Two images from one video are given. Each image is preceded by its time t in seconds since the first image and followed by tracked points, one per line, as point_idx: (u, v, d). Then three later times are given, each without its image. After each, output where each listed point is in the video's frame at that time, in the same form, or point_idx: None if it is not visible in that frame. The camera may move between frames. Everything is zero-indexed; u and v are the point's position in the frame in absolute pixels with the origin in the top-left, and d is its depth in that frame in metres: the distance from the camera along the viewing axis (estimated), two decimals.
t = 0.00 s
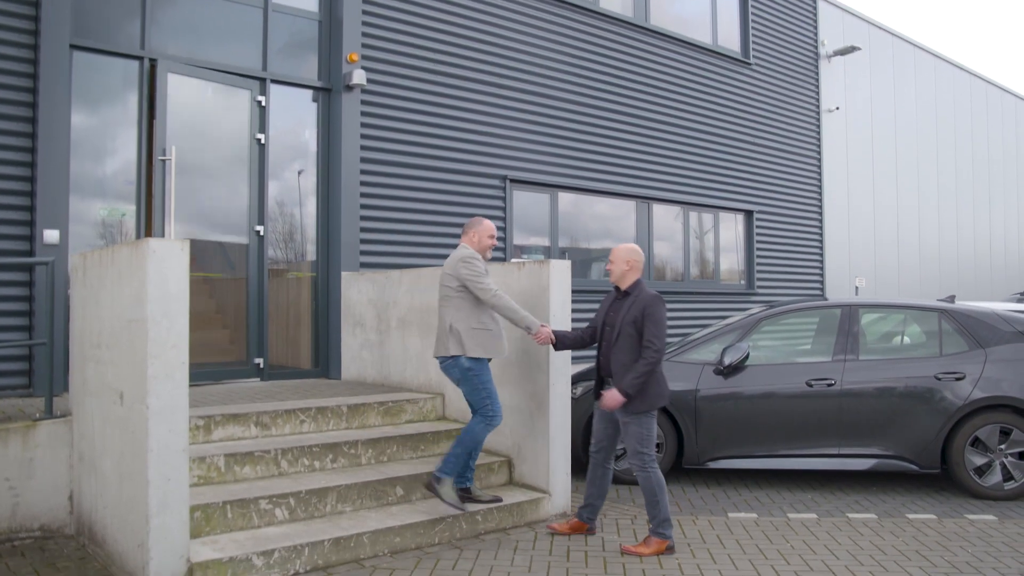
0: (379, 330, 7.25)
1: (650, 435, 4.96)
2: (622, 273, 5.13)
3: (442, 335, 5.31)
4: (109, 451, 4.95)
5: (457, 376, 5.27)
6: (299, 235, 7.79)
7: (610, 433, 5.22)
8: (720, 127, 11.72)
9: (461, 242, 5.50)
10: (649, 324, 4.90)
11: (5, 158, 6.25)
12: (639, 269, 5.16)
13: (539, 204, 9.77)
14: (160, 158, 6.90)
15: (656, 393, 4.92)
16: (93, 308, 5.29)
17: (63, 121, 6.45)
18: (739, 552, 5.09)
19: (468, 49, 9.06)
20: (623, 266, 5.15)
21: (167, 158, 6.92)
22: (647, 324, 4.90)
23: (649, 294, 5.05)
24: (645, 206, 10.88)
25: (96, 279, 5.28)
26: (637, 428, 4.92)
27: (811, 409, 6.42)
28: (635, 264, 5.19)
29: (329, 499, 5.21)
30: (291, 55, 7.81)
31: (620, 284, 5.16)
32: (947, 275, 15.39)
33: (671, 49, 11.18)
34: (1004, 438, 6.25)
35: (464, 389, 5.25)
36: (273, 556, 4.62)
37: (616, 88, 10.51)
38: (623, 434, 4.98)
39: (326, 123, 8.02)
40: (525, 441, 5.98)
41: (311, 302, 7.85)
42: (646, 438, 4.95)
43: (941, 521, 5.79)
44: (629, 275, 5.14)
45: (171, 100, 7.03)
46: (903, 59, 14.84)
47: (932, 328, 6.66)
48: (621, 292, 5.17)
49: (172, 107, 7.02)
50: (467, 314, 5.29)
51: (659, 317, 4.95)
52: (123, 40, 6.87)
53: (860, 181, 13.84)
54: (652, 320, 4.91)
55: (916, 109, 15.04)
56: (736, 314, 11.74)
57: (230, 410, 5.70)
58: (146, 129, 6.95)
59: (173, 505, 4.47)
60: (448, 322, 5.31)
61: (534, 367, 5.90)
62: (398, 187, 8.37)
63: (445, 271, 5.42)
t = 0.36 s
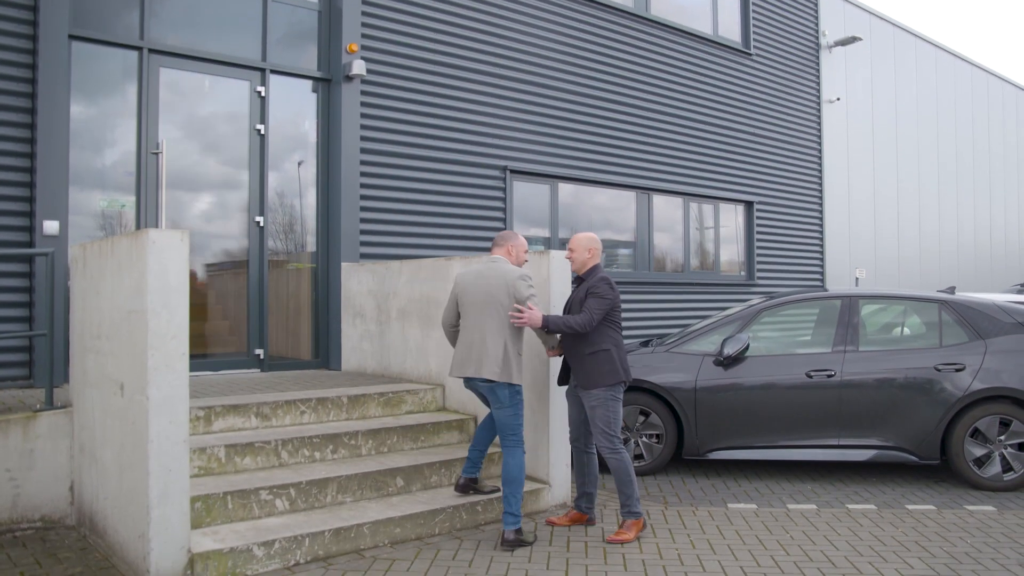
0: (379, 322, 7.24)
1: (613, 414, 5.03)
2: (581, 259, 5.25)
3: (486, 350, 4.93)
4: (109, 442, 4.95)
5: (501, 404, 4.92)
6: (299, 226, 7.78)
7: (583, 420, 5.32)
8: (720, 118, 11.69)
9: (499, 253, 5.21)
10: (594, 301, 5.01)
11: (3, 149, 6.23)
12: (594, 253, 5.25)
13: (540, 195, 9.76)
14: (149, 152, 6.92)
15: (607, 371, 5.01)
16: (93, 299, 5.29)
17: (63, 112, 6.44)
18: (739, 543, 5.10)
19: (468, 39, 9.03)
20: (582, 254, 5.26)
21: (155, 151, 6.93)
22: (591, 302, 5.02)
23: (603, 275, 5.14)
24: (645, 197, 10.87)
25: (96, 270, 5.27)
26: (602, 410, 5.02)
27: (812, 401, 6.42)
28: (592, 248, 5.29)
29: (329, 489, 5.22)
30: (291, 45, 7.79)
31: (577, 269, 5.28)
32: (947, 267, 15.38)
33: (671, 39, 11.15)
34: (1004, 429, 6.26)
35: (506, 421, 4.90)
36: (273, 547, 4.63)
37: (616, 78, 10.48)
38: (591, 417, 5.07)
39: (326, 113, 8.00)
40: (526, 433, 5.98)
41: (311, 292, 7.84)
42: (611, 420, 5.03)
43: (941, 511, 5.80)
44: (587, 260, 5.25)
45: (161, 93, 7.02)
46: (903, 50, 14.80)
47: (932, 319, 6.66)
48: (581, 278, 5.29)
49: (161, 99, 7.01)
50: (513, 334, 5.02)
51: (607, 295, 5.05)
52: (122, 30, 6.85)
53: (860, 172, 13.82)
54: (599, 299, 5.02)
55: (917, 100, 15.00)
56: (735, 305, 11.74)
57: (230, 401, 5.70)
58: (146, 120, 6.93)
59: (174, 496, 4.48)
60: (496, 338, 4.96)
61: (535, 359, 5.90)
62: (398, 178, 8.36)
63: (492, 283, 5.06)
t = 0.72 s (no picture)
0: (379, 320, 7.24)
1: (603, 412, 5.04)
2: (573, 258, 5.22)
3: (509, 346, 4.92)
4: (109, 441, 4.96)
5: (509, 402, 4.91)
6: (299, 224, 7.78)
7: (572, 418, 5.33)
8: (720, 116, 11.68)
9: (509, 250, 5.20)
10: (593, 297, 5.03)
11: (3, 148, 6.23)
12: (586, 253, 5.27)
13: (539, 193, 9.75)
14: (149, 151, 6.92)
15: (604, 371, 5.03)
16: (93, 297, 5.28)
17: (62, 110, 6.43)
18: (739, 541, 5.11)
19: (468, 37, 9.03)
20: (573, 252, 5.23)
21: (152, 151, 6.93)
22: (592, 300, 5.04)
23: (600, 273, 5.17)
24: (645, 196, 10.87)
25: (96, 269, 5.27)
26: (588, 406, 5.02)
27: (812, 399, 6.42)
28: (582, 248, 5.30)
29: (329, 488, 5.22)
30: (291, 44, 7.78)
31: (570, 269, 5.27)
32: (947, 265, 15.37)
33: (671, 38, 11.14)
34: (1004, 428, 6.25)
35: (512, 420, 4.90)
36: (273, 546, 4.63)
37: (616, 77, 10.47)
38: (579, 413, 5.08)
39: (326, 112, 8.00)
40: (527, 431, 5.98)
41: (311, 291, 7.84)
42: (598, 416, 5.03)
43: (941, 510, 5.80)
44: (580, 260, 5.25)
45: (161, 92, 7.03)
46: (904, 48, 14.79)
47: (932, 318, 6.66)
48: (572, 277, 5.28)
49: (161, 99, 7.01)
50: (530, 331, 5.03)
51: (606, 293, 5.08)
52: (121, 28, 6.85)
53: (860, 171, 13.82)
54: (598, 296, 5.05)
55: (917, 98, 14.99)
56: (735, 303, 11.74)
57: (230, 400, 5.70)
58: (145, 119, 6.92)
59: (175, 495, 4.48)
60: (517, 334, 4.95)
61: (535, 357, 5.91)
62: (398, 177, 8.35)
63: (508, 280, 5.04)
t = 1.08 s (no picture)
0: (380, 320, 7.23)
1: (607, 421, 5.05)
2: (571, 263, 5.22)
3: (511, 339, 4.93)
4: (109, 441, 4.96)
5: (504, 400, 4.93)
6: (299, 224, 7.78)
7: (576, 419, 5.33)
8: (721, 116, 11.68)
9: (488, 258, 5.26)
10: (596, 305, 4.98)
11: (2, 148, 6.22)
12: (583, 255, 5.24)
13: (540, 193, 9.76)
14: (149, 151, 6.92)
15: (608, 378, 5.02)
16: (93, 297, 5.29)
17: (63, 111, 6.43)
18: (739, 542, 5.11)
19: (467, 37, 9.02)
20: (571, 257, 5.24)
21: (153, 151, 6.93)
22: (593, 306, 5.00)
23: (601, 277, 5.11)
24: (645, 196, 10.87)
25: (96, 269, 5.26)
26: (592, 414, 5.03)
27: (812, 399, 6.42)
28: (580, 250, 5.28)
29: (329, 489, 5.22)
30: (290, 44, 7.78)
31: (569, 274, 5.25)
32: (947, 266, 15.38)
33: (671, 39, 11.14)
34: (1004, 428, 6.25)
35: (508, 419, 4.91)
36: (273, 546, 4.63)
37: (616, 77, 10.47)
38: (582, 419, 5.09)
39: (326, 112, 8.00)
40: (527, 431, 5.98)
41: (311, 292, 7.84)
42: (600, 423, 5.03)
43: (941, 511, 5.79)
44: (578, 263, 5.25)
45: (161, 93, 7.03)
46: (904, 49, 14.80)
47: (932, 318, 6.66)
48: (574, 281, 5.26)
49: (162, 99, 7.02)
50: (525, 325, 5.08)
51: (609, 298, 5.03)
52: (121, 29, 6.85)
53: (860, 172, 13.82)
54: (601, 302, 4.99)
55: (917, 98, 14.99)
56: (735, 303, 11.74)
57: (230, 401, 5.70)
58: (145, 119, 6.92)
59: (175, 495, 4.48)
60: (516, 328, 4.99)
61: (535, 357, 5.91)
62: (398, 177, 8.36)
63: (504, 275, 5.10)
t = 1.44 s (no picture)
0: (380, 320, 7.22)
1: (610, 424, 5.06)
2: (562, 266, 5.25)
3: (484, 323, 5.17)
4: (109, 441, 4.97)
5: (493, 382, 5.16)
6: (300, 225, 7.78)
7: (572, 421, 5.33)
8: (721, 117, 11.67)
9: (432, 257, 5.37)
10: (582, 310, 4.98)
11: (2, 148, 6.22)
12: (573, 255, 5.26)
13: (540, 194, 9.76)
14: (150, 152, 6.92)
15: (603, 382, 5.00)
16: (93, 298, 5.29)
17: (63, 111, 6.44)
18: (739, 542, 5.11)
19: (467, 37, 9.03)
20: (562, 260, 5.26)
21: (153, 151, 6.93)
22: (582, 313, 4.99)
23: (589, 281, 5.08)
24: (645, 196, 10.86)
25: (96, 269, 5.26)
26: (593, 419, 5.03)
27: (811, 400, 6.42)
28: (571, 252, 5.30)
29: (329, 489, 5.22)
30: (290, 44, 7.79)
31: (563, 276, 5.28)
32: (948, 266, 15.38)
33: (671, 39, 11.14)
34: (1004, 429, 6.25)
35: (497, 400, 5.14)
36: (273, 547, 4.62)
37: (616, 78, 10.46)
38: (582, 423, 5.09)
39: (327, 112, 8.00)
40: (526, 431, 5.99)
41: (311, 292, 7.84)
42: (601, 425, 5.03)
43: (941, 511, 5.79)
44: (570, 265, 5.27)
45: (162, 93, 7.03)
46: (905, 49, 14.80)
47: (933, 319, 6.66)
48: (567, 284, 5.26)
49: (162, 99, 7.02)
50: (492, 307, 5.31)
51: (595, 301, 5.01)
52: (122, 29, 6.85)
53: (860, 172, 13.82)
54: (587, 306, 4.98)
55: (918, 99, 14.99)
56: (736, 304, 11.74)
57: (230, 401, 5.70)
58: (145, 120, 6.92)
59: (175, 495, 4.48)
60: (485, 313, 5.22)
61: (535, 357, 5.93)
62: (398, 178, 8.36)
63: (461, 264, 5.30)
